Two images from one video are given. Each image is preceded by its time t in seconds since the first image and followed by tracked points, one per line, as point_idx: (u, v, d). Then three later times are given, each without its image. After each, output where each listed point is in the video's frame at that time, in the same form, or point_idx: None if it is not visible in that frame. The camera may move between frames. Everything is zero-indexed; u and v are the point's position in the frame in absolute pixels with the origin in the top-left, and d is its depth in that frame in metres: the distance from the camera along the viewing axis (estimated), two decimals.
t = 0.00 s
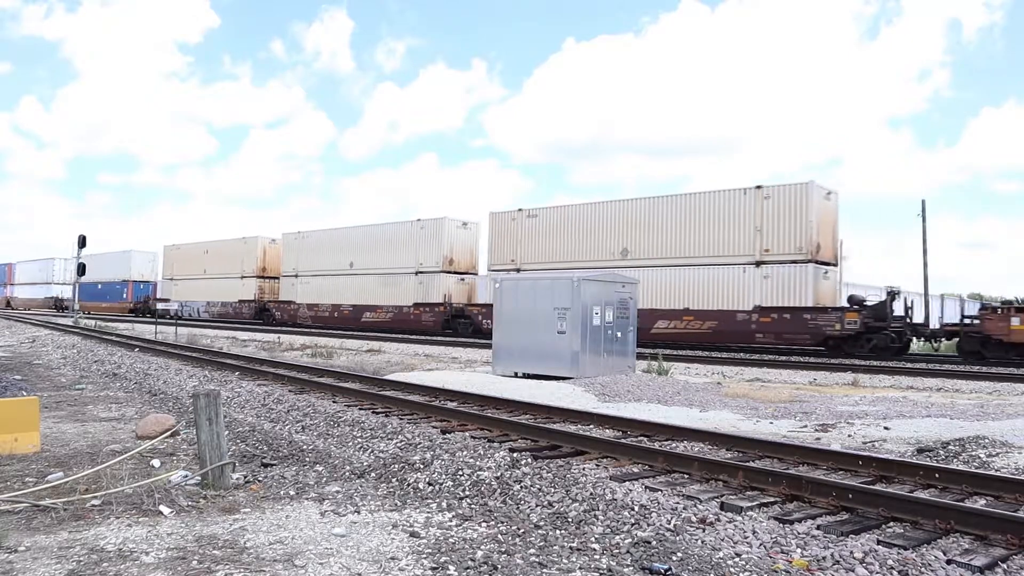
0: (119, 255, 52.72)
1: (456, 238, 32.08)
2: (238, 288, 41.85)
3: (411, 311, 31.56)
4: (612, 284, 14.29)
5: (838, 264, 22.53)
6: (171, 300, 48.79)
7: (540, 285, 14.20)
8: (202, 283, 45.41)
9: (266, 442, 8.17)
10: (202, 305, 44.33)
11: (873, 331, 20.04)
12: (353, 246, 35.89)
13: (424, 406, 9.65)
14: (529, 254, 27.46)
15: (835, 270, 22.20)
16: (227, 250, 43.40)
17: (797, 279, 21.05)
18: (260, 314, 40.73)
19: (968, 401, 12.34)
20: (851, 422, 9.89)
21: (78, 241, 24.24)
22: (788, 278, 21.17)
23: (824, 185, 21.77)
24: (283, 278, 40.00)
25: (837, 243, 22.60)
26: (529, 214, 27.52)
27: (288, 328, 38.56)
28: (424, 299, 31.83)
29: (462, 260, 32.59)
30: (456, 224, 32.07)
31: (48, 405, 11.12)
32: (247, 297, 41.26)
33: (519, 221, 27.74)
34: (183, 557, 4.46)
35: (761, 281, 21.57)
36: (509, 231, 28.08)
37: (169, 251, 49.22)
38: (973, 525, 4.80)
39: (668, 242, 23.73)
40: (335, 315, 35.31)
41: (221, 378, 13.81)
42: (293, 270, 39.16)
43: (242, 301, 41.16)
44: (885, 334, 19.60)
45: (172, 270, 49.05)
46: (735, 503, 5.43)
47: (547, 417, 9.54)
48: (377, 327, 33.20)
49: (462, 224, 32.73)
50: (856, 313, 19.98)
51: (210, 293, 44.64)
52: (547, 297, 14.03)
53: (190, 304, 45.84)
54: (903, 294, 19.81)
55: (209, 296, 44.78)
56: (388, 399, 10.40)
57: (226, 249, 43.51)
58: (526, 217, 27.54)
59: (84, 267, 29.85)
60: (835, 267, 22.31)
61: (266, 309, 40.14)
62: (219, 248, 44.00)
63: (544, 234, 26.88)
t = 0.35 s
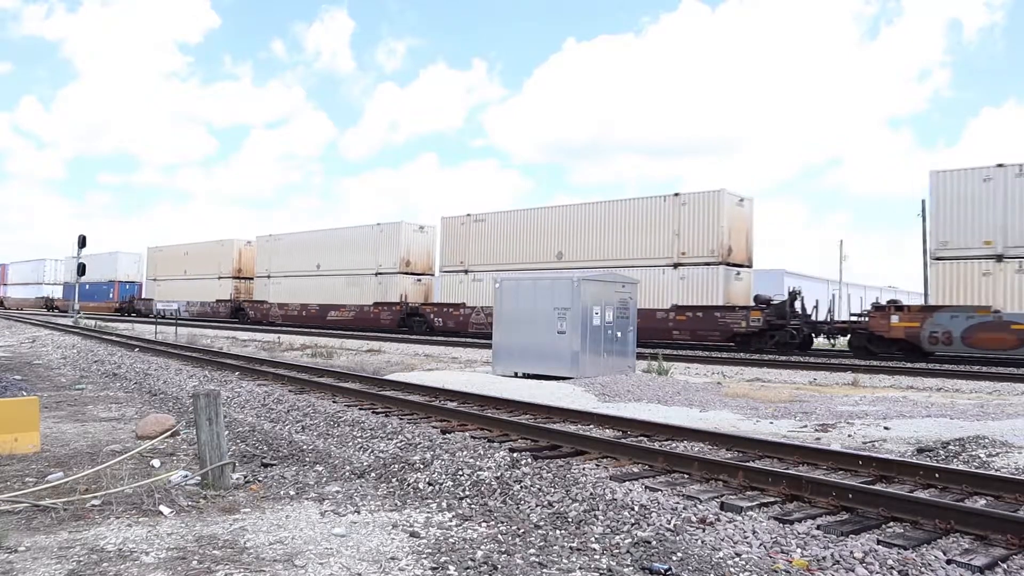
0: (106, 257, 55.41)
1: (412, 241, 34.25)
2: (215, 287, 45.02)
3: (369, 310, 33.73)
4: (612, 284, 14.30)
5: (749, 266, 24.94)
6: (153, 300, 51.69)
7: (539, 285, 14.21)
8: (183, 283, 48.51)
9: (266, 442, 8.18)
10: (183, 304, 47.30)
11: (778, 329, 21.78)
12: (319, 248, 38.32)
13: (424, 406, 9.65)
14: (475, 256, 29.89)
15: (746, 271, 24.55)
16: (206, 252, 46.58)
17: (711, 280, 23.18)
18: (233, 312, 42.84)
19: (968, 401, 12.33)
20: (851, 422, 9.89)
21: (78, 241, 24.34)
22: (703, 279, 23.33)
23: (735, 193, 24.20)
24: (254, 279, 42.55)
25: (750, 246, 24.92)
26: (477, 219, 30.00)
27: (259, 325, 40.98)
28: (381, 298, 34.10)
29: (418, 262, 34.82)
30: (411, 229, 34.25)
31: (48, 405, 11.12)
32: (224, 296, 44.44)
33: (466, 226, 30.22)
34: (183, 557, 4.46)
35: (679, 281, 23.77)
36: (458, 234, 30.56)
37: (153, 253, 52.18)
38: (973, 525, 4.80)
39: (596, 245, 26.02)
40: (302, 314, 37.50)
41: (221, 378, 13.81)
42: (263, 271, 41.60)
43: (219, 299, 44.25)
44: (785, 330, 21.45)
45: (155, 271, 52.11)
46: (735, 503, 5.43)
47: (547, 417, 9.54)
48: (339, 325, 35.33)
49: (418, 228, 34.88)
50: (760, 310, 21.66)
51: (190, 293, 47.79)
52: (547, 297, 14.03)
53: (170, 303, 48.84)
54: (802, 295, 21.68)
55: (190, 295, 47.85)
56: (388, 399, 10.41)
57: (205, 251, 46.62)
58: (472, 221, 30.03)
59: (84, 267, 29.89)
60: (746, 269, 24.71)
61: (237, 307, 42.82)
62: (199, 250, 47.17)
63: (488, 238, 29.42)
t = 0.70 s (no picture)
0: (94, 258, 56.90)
1: (373, 244, 36.16)
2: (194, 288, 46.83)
3: (334, 309, 35.58)
4: (612, 284, 14.30)
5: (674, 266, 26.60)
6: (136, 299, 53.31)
7: (539, 285, 14.21)
8: (164, 283, 50.29)
9: (266, 442, 8.18)
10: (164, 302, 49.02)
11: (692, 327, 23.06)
12: (290, 250, 40.32)
13: (424, 406, 9.66)
14: (427, 258, 31.86)
15: (670, 273, 26.21)
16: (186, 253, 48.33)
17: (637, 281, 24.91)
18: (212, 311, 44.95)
19: (968, 401, 12.34)
20: (851, 421, 9.89)
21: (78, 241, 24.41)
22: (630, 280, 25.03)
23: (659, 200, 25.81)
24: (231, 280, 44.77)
25: (676, 248, 26.62)
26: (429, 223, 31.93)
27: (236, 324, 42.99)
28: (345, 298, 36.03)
29: (380, 264, 36.85)
30: (373, 232, 36.14)
31: (48, 405, 11.12)
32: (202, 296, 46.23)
33: (420, 230, 32.15)
34: (183, 557, 4.46)
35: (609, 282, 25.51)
36: (413, 238, 32.50)
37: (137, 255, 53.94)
38: (973, 525, 4.80)
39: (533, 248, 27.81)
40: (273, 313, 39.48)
41: (221, 378, 13.81)
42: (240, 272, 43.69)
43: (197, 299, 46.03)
44: (699, 327, 22.71)
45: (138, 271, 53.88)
46: (735, 503, 5.43)
47: (547, 417, 9.55)
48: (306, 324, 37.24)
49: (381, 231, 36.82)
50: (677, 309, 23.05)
51: (171, 292, 49.54)
52: (547, 297, 14.03)
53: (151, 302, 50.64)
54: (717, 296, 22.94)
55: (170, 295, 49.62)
56: (388, 399, 10.40)
57: (185, 253, 48.45)
58: (426, 226, 31.99)
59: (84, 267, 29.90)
60: (671, 270, 26.37)
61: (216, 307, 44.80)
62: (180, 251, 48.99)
63: (439, 241, 31.29)
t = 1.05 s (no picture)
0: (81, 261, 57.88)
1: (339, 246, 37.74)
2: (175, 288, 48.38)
3: (302, 309, 37.31)
4: (612, 284, 14.29)
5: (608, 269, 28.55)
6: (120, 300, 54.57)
7: (539, 285, 14.21)
8: (147, 284, 51.92)
9: (266, 442, 8.18)
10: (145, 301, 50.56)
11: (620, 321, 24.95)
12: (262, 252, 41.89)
13: (424, 406, 9.65)
14: (387, 260, 33.88)
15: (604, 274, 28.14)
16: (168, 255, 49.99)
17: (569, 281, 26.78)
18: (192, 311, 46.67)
19: (968, 401, 12.34)
20: (851, 422, 9.90)
21: (77, 242, 24.47)
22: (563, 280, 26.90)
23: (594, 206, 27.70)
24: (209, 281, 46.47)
25: (609, 252, 28.50)
26: (389, 228, 34.01)
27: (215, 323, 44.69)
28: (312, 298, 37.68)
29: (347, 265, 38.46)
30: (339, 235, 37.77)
31: (48, 405, 11.12)
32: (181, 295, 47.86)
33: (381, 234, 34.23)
34: (183, 557, 4.46)
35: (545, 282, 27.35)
36: (375, 241, 34.58)
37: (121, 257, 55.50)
38: (974, 525, 4.79)
39: (481, 249, 29.71)
40: (248, 311, 41.20)
41: (221, 378, 13.81)
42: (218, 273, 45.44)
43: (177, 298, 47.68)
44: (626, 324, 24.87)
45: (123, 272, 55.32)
46: (735, 503, 5.43)
47: (547, 417, 9.55)
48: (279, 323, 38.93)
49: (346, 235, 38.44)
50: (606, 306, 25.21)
51: (154, 293, 51.15)
52: (547, 297, 14.02)
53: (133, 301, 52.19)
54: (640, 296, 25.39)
55: (153, 294, 51.27)
56: (388, 399, 10.41)
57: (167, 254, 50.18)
58: (386, 229, 34.08)
59: (85, 267, 29.93)
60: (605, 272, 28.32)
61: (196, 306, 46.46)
62: (162, 253, 50.74)
63: (398, 244, 33.32)
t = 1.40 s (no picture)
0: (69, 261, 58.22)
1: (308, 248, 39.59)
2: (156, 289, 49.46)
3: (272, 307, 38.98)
4: (612, 284, 14.29)
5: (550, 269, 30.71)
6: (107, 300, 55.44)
7: (540, 285, 14.20)
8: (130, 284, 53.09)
9: (266, 442, 8.18)
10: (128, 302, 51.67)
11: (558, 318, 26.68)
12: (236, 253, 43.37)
13: (424, 406, 9.65)
14: (351, 262, 36.04)
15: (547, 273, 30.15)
16: (149, 256, 51.26)
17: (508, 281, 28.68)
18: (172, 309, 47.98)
19: (968, 401, 12.33)
20: (851, 422, 9.89)
21: (77, 242, 24.52)
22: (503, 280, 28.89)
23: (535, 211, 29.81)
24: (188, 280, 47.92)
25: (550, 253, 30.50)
26: (352, 231, 36.28)
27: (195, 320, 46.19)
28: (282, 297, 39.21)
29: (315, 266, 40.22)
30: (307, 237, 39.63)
31: (48, 405, 11.12)
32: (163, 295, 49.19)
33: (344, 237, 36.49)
34: (183, 557, 4.46)
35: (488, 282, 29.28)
36: (339, 244, 36.80)
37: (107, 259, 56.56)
38: (973, 525, 4.79)
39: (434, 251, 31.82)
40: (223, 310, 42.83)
41: (221, 378, 13.81)
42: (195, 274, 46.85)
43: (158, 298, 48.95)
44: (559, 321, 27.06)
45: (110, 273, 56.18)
46: (735, 503, 5.43)
47: (547, 417, 9.54)
48: (251, 320, 40.39)
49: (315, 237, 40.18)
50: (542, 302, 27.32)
51: (136, 293, 52.33)
52: (547, 297, 14.02)
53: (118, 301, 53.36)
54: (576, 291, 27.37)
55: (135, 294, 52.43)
56: (388, 399, 10.40)
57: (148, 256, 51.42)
58: (349, 233, 36.32)
59: (85, 267, 29.95)
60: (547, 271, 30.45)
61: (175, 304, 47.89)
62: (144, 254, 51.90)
63: (361, 246, 35.49)
